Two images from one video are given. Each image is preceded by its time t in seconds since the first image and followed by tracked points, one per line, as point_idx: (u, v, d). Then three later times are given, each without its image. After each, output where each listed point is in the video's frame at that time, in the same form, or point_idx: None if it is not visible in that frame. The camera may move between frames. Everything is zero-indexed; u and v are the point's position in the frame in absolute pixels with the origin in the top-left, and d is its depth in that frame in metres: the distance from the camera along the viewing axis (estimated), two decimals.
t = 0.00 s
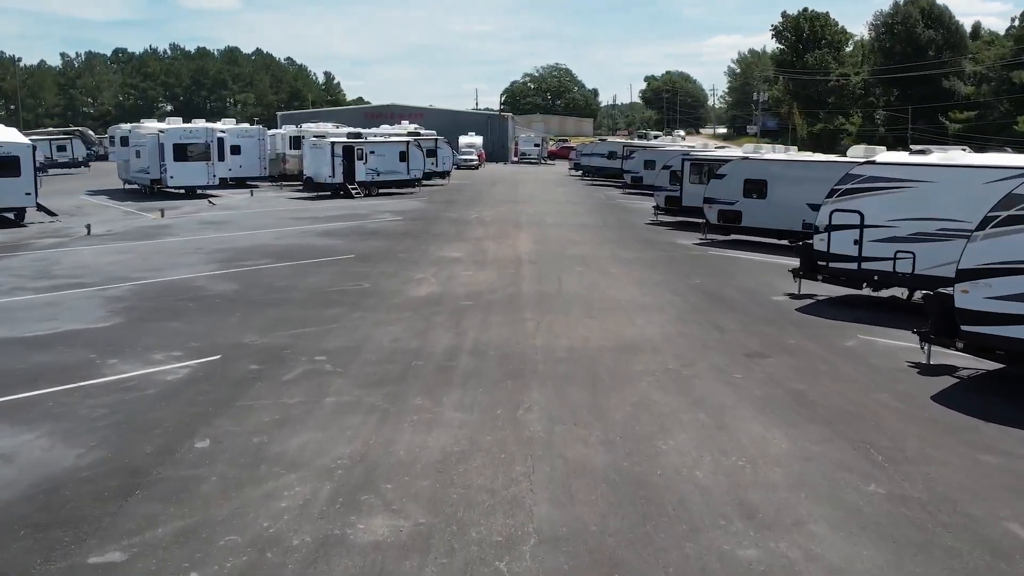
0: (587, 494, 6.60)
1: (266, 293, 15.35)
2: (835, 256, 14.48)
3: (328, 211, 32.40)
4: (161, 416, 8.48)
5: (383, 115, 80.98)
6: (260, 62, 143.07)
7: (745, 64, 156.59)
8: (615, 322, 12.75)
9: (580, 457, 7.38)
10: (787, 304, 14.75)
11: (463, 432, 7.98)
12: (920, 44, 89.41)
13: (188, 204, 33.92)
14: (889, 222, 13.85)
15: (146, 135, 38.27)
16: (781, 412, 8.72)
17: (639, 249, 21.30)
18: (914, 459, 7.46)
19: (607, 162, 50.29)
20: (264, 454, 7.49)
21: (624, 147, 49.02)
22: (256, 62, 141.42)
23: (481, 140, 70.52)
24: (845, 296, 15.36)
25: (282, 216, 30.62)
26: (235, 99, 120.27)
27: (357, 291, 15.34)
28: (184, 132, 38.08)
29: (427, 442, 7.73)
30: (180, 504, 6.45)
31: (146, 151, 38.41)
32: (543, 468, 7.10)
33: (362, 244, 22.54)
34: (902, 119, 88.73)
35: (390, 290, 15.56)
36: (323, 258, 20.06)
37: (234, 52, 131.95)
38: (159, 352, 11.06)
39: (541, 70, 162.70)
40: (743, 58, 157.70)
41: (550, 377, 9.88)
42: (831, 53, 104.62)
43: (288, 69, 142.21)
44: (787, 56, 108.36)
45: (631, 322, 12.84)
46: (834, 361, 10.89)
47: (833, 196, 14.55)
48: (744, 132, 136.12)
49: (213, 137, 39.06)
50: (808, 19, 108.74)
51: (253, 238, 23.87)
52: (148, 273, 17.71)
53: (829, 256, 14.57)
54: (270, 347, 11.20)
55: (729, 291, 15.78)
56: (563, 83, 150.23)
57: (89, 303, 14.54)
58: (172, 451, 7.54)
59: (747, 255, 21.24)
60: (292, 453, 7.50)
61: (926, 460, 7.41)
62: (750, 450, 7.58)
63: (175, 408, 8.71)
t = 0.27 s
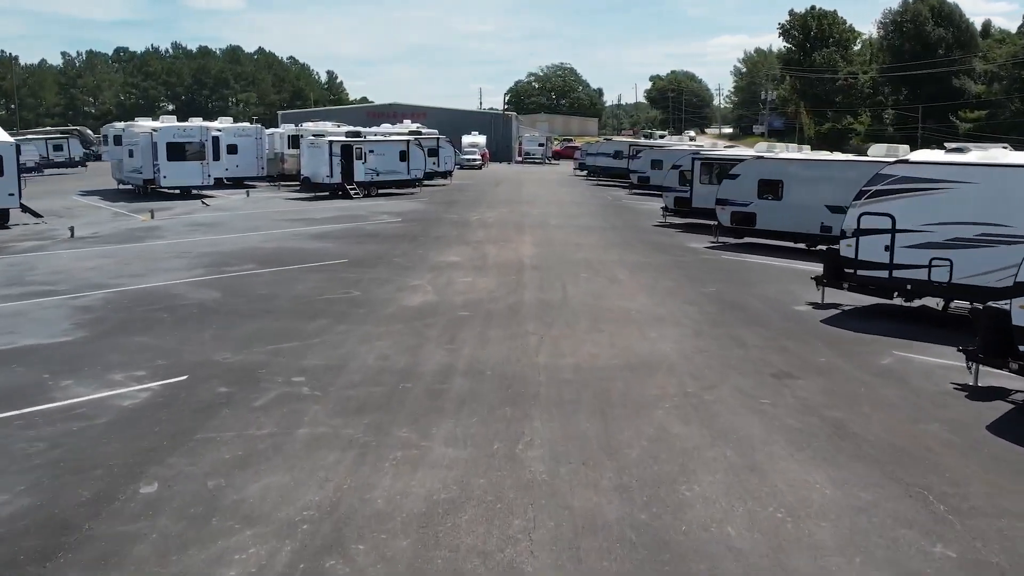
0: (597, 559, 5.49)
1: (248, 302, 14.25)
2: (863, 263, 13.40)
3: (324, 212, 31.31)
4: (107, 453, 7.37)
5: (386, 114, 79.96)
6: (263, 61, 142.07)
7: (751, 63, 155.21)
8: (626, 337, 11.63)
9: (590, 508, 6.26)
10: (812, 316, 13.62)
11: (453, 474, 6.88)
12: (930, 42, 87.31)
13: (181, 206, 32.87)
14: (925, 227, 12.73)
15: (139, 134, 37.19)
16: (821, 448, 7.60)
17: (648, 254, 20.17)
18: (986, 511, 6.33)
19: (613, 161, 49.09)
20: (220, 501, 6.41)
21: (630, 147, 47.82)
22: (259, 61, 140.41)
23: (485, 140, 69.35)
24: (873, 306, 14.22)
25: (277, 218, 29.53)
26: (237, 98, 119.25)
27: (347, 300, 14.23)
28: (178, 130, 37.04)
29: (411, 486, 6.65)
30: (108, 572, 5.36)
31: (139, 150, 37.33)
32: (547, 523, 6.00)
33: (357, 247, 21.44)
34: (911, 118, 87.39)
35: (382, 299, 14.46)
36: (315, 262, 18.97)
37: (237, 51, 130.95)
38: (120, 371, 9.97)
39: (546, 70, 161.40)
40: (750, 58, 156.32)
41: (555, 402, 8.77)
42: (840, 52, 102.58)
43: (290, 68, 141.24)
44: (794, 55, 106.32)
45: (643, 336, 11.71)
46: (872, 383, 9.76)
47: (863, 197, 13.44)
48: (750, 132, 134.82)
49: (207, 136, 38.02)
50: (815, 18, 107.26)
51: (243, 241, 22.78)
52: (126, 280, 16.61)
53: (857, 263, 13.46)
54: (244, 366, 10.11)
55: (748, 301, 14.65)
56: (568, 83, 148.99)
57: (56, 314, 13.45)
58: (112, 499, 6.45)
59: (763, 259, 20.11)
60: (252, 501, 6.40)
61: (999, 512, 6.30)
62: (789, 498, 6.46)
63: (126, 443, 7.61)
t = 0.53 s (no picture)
0: None
1: (227, 313, 13.18)
2: (895, 270, 12.24)
3: (320, 214, 30.22)
4: (32, 503, 6.29)
5: (387, 113, 78.91)
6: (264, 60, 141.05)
7: (756, 62, 153.80)
8: (637, 355, 10.53)
9: None
10: (838, 329, 12.50)
11: (437, 532, 5.78)
12: (939, 41, 84.23)
13: (171, 207, 31.83)
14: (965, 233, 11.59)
15: (130, 133, 36.09)
16: (869, 496, 6.49)
17: (658, 259, 19.07)
18: None
19: (617, 161, 48.07)
20: (155, 569, 5.32)
21: (635, 146, 46.75)
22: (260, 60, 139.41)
23: (487, 139, 68.24)
24: (903, 317, 13.11)
25: (270, 219, 28.45)
26: (238, 97, 118.22)
27: (332, 311, 13.14)
28: (170, 129, 35.93)
29: (386, 549, 5.56)
30: None
31: (130, 149, 36.22)
32: None
33: (350, 251, 20.37)
34: (920, 117, 85.98)
35: (371, 310, 13.37)
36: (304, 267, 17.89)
37: (237, 51, 129.92)
38: (71, 395, 8.90)
39: (549, 69, 160.15)
40: (755, 57, 154.86)
41: (558, 435, 7.67)
42: (846, 50, 100.28)
43: (292, 67, 140.21)
44: (800, 54, 103.48)
45: (656, 354, 10.61)
46: (917, 411, 8.65)
47: (895, 200, 12.29)
48: (755, 132, 133.47)
49: (200, 135, 36.99)
50: (822, 15, 105.64)
51: (231, 244, 21.70)
52: (100, 288, 15.53)
53: (888, 271, 12.32)
54: (210, 390, 9.02)
55: (767, 312, 13.55)
56: (572, 82, 147.77)
57: (16, 326, 12.37)
58: (26, 567, 5.36)
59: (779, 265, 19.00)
60: (194, 568, 5.32)
61: None
62: (839, 567, 5.36)
63: (57, 489, 6.53)
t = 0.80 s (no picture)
0: None
1: (200, 327, 12.10)
2: (933, 281, 11.13)
3: (314, 215, 29.13)
4: None
5: (387, 112, 77.93)
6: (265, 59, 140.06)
7: (761, 61, 152.54)
8: (650, 376, 9.43)
9: None
10: (869, 345, 11.38)
11: None
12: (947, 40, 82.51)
13: (160, 208, 30.76)
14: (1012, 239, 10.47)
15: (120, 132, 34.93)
16: (937, 563, 5.38)
17: (667, 265, 17.95)
18: None
19: (623, 161, 46.78)
20: None
21: (641, 146, 45.54)
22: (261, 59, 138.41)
23: (489, 138, 67.06)
24: (940, 331, 12.00)
25: (262, 221, 27.37)
26: (238, 97, 117.18)
27: (315, 324, 12.04)
28: (161, 128, 34.64)
29: None
30: None
31: (120, 148, 35.03)
32: None
33: (342, 255, 19.28)
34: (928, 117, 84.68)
35: (358, 322, 12.28)
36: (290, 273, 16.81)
37: (238, 50, 128.91)
38: (7, 427, 7.81)
39: (552, 68, 158.82)
40: (759, 56, 153.55)
41: (562, 479, 6.57)
42: (853, 48, 98.50)
43: (293, 66, 139.19)
44: (806, 53, 102.14)
45: (671, 375, 9.51)
46: (973, 446, 7.54)
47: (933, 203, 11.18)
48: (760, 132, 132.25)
49: (192, 133, 35.83)
50: (828, 13, 104.22)
51: (217, 248, 20.62)
52: (69, 297, 14.44)
53: (925, 282, 11.21)
54: (165, 421, 7.92)
55: (789, 324, 12.43)
56: (575, 82, 146.61)
57: None
58: None
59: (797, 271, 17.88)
60: None
61: None
62: None
63: None
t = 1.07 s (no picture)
0: None
1: (169, 343, 10.98)
2: (981, 294, 10.01)
3: (308, 217, 28.03)
4: None
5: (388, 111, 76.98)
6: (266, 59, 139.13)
7: (766, 60, 151.24)
8: (668, 404, 8.32)
9: None
10: (908, 365, 10.24)
11: None
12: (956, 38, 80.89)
13: (150, 210, 29.70)
14: None
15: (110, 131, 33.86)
16: None
17: (679, 271, 16.83)
18: None
19: (628, 161, 45.75)
20: None
21: (647, 146, 44.45)
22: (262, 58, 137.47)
23: (492, 138, 65.99)
24: (984, 349, 10.86)
25: (253, 224, 26.30)
26: (238, 96, 116.30)
27: (295, 341, 10.93)
28: (152, 127, 33.60)
29: None
30: None
31: (110, 148, 33.98)
32: None
33: (332, 260, 18.19)
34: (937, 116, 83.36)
35: (343, 337, 11.18)
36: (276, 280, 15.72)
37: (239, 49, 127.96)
38: None
39: (555, 67, 157.77)
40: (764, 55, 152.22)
41: (568, 542, 5.46)
42: (860, 47, 97.23)
43: (294, 65, 138.22)
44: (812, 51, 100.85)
45: (691, 403, 8.40)
46: None
47: (981, 207, 10.07)
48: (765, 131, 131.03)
49: (185, 132, 34.74)
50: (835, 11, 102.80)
51: (203, 253, 19.54)
52: (33, 308, 13.35)
53: (972, 295, 10.10)
54: (108, 462, 6.83)
55: (816, 340, 11.30)
56: (578, 81, 145.47)
57: None
58: None
59: (817, 278, 16.74)
60: None
61: None
62: None
63: None
